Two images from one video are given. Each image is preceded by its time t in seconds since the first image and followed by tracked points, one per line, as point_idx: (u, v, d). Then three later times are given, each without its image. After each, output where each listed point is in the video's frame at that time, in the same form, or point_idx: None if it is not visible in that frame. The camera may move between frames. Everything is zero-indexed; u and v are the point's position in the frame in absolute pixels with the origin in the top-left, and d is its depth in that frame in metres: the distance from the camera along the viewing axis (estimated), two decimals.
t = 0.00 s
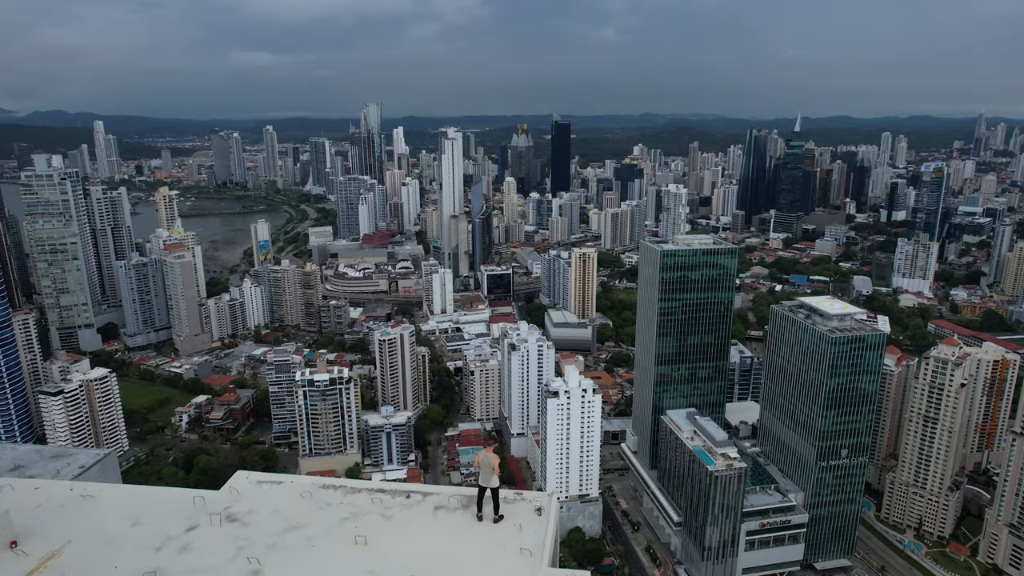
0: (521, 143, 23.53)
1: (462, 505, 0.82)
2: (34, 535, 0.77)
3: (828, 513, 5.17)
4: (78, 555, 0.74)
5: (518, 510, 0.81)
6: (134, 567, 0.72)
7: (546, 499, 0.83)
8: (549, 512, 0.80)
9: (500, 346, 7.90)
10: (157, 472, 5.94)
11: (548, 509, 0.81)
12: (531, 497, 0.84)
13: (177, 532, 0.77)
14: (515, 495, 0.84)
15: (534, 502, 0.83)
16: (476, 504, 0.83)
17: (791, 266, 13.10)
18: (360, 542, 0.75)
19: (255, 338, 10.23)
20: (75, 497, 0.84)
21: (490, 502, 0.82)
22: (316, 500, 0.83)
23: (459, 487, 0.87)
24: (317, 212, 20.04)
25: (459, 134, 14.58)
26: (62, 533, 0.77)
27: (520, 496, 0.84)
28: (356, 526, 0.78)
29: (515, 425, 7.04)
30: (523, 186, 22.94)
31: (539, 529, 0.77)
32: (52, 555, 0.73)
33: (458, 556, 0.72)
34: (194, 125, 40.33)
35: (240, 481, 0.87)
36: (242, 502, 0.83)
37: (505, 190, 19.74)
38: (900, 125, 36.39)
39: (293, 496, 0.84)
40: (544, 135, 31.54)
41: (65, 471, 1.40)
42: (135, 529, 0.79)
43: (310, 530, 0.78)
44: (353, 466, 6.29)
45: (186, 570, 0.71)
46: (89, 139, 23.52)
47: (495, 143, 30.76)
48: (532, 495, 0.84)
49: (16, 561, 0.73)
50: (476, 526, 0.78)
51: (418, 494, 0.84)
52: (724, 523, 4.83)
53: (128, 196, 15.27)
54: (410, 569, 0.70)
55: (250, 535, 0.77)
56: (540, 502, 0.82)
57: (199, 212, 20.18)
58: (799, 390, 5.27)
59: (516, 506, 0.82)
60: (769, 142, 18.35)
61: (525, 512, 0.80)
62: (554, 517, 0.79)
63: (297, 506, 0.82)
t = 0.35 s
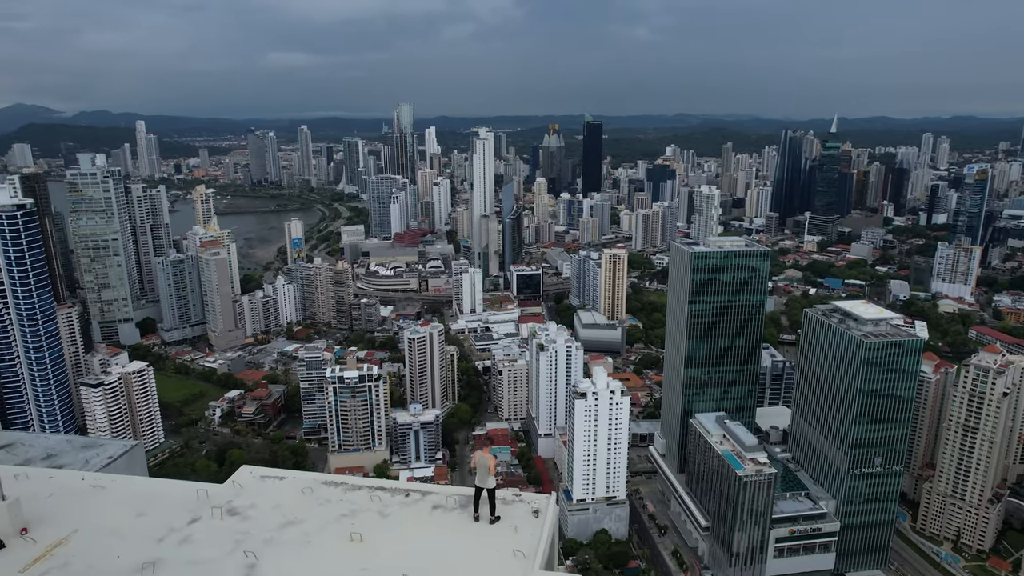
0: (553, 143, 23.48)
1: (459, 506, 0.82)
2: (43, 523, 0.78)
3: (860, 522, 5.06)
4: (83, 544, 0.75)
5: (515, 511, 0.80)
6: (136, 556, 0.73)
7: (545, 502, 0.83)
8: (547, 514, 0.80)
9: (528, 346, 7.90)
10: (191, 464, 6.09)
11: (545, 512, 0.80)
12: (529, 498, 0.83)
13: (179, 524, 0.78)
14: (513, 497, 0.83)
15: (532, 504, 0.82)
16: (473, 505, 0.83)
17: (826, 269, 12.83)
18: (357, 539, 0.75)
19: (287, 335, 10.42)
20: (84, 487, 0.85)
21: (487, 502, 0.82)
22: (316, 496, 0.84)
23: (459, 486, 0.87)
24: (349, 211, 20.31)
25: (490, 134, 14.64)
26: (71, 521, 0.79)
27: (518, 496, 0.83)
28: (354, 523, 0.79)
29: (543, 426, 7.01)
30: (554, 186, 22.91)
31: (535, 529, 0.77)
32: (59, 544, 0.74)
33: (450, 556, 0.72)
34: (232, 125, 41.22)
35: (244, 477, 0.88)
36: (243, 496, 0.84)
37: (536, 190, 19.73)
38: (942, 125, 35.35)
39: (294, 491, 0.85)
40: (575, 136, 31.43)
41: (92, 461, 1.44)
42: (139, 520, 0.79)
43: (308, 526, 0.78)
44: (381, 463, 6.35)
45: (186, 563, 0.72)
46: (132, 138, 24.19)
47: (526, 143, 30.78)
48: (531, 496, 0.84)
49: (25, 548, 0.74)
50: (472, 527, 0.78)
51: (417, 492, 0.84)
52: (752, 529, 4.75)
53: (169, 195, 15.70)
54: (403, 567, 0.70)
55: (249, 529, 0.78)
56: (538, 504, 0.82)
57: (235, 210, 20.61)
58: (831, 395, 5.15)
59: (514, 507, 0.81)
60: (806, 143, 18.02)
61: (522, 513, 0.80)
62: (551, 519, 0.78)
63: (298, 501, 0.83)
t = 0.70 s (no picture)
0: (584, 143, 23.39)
1: (457, 505, 0.80)
2: (53, 511, 0.77)
3: (894, 532, 4.93)
4: (89, 532, 0.74)
5: (512, 513, 0.78)
6: (136, 546, 0.72)
7: (543, 505, 0.80)
8: (544, 518, 0.77)
9: (557, 347, 7.88)
10: (224, 457, 6.23)
11: (543, 515, 0.78)
12: (527, 500, 0.81)
13: (181, 516, 0.77)
14: (510, 499, 0.81)
15: (530, 506, 0.80)
16: (471, 505, 0.81)
17: (862, 273, 12.53)
18: (351, 536, 0.74)
19: (319, 332, 10.58)
20: (94, 478, 0.84)
21: (483, 503, 0.80)
22: (316, 492, 0.82)
23: (457, 486, 0.85)
24: (381, 210, 20.54)
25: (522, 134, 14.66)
26: (78, 511, 0.78)
27: (516, 498, 0.81)
28: (351, 520, 0.77)
29: (570, 427, 6.98)
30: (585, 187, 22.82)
31: (530, 532, 0.74)
32: (65, 532, 0.73)
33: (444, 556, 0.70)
34: (268, 125, 42.02)
35: (247, 471, 0.87)
36: (246, 490, 0.82)
37: (566, 191, 19.69)
38: (989, 125, 34.16)
39: (295, 487, 0.83)
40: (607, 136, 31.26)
41: (121, 451, 1.46)
42: (144, 511, 0.78)
43: (305, 521, 0.76)
44: (409, 460, 6.39)
45: (184, 554, 0.70)
46: (172, 137, 24.85)
47: (557, 143, 30.73)
48: (529, 499, 0.81)
49: (32, 535, 0.73)
50: (466, 528, 0.75)
51: (416, 491, 0.82)
52: (781, 536, 4.66)
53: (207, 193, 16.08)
54: (395, 564, 0.68)
55: (248, 523, 0.76)
56: (536, 507, 0.79)
57: (271, 208, 21.01)
58: (865, 402, 5.03)
59: (511, 509, 0.79)
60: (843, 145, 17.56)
61: (519, 515, 0.78)
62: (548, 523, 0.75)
63: (297, 496, 0.81)
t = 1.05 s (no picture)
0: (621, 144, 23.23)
1: (454, 505, 0.80)
2: (65, 499, 0.79)
3: (937, 546, 4.77)
4: (99, 519, 0.76)
5: (509, 514, 0.79)
6: (140, 534, 0.73)
7: (541, 507, 0.81)
8: (540, 521, 0.77)
9: (590, 348, 7.84)
10: (259, 451, 6.36)
11: (539, 517, 0.78)
12: (524, 502, 0.81)
13: (185, 507, 0.78)
14: (507, 501, 0.82)
15: (527, 508, 0.80)
16: (469, 505, 0.82)
17: (905, 277, 12.16)
18: (349, 532, 0.74)
19: (354, 329, 10.74)
20: (105, 468, 0.86)
21: (479, 503, 0.80)
22: (318, 488, 0.83)
23: (457, 486, 0.86)
24: (417, 209, 20.74)
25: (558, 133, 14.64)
26: (90, 498, 0.80)
27: (513, 500, 0.81)
28: (349, 516, 0.78)
29: (602, 428, 6.94)
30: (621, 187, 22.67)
31: (524, 534, 0.74)
32: (75, 518, 0.75)
33: (437, 552, 0.71)
34: (309, 125, 42.80)
35: (252, 465, 0.88)
36: (249, 483, 0.83)
37: (602, 191, 19.57)
38: None
39: (298, 482, 0.84)
40: (644, 136, 30.96)
41: (152, 441, 1.53)
42: (151, 501, 0.80)
43: (305, 516, 0.77)
44: (440, 458, 6.44)
45: (186, 544, 0.71)
46: (216, 136, 25.51)
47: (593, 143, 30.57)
48: (526, 502, 0.82)
49: (44, 520, 0.75)
50: (462, 527, 0.76)
51: (415, 489, 0.83)
52: (816, 545, 4.54)
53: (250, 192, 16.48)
54: (386, 562, 0.68)
55: (249, 516, 0.77)
56: (532, 509, 0.80)
57: (310, 206, 21.40)
58: (906, 411, 4.88)
59: (507, 511, 0.80)
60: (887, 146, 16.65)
61: (516, 516, 0.78)
62: (544, 524, 0.76)
63: (300, 491, 0.82)
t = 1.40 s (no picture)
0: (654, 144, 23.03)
1: (452, 505, 0.81)
2: (76, 488, 0.82)
3: (977, 560, 4.61)
4: (105, 510, 0.78)
5: (506, 515, 0.79)
6: (143, 525, 0.75)
7: (538, 510, 0.81)
8: (537, 524, 0.77)
9: (620, 350, 7.78)
10: (291, 445, 6.48)
11: (536, 520, 0.78)
12: (522, 504, 0.81)
13: (188, 500, 0.80)
14: (506, 501, 0.82)
15: (524, 510, 0.80)
16: (466, 506, 0.82)
17: (947, 282, 11.80)
18: (344, 529, 0.75)
19: (385, 327, 10.86)
20: (115, 459, 0.89)
21: (476, 503, 0.80)
22: (317, 484, 0.84)
23: (456, 487, 0.86)
24: (449, 209, 20.88)
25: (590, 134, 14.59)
26: (100, 489, 0.82)
27: (511, 501, 0.82)
28: (348, 513, 0.78)
29: (631, 431, 6.88)
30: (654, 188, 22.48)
31: (519, 535, 0.74)
32: (84, 508, 0.78)
33: (431, 551, 0.71)
34: (344, 125, 43.41)
35: (257, 460, 0.90)
36: (253, 478, 0.85)
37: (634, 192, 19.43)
38: None
39: (300, 478, 0.85)
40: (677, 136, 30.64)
41: (177, 434, 1.58)
42: (157, 493, 0.81)
43: (304, 512, 0.78)
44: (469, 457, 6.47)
45: (186, 537, 0.73)
46: (254, 135, 26.03)
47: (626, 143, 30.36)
48: (524, 503, 0.82)
49: (54, 508, 0.77)
50: (458, 528, 0.76)
51: (414, 488, 0.83)
52: (849, 554, 4.43)
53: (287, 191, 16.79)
54: (379, 560, 0.69)
55: (250, 510, 0.78)
56: (530, 511, 0.80)
57: (344, 205, 21.70)
58: (946, 420, 4.74)
59: (505, 512, 0.80)
60: (929, 147, 16.22)
61: (512, 518, 0.78)
62: (540, 526, 0.76)
63: (301, 486, 0.83)
